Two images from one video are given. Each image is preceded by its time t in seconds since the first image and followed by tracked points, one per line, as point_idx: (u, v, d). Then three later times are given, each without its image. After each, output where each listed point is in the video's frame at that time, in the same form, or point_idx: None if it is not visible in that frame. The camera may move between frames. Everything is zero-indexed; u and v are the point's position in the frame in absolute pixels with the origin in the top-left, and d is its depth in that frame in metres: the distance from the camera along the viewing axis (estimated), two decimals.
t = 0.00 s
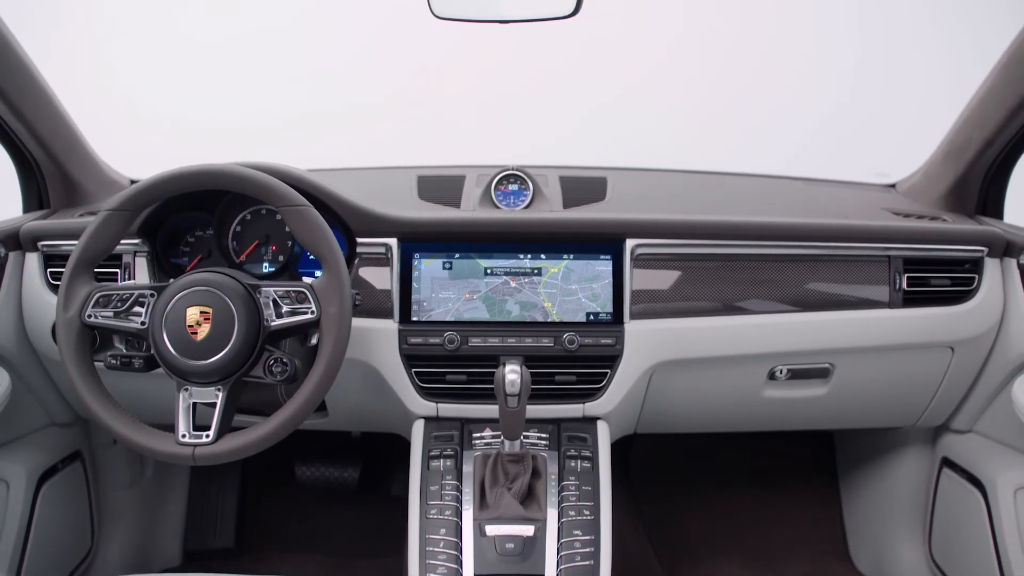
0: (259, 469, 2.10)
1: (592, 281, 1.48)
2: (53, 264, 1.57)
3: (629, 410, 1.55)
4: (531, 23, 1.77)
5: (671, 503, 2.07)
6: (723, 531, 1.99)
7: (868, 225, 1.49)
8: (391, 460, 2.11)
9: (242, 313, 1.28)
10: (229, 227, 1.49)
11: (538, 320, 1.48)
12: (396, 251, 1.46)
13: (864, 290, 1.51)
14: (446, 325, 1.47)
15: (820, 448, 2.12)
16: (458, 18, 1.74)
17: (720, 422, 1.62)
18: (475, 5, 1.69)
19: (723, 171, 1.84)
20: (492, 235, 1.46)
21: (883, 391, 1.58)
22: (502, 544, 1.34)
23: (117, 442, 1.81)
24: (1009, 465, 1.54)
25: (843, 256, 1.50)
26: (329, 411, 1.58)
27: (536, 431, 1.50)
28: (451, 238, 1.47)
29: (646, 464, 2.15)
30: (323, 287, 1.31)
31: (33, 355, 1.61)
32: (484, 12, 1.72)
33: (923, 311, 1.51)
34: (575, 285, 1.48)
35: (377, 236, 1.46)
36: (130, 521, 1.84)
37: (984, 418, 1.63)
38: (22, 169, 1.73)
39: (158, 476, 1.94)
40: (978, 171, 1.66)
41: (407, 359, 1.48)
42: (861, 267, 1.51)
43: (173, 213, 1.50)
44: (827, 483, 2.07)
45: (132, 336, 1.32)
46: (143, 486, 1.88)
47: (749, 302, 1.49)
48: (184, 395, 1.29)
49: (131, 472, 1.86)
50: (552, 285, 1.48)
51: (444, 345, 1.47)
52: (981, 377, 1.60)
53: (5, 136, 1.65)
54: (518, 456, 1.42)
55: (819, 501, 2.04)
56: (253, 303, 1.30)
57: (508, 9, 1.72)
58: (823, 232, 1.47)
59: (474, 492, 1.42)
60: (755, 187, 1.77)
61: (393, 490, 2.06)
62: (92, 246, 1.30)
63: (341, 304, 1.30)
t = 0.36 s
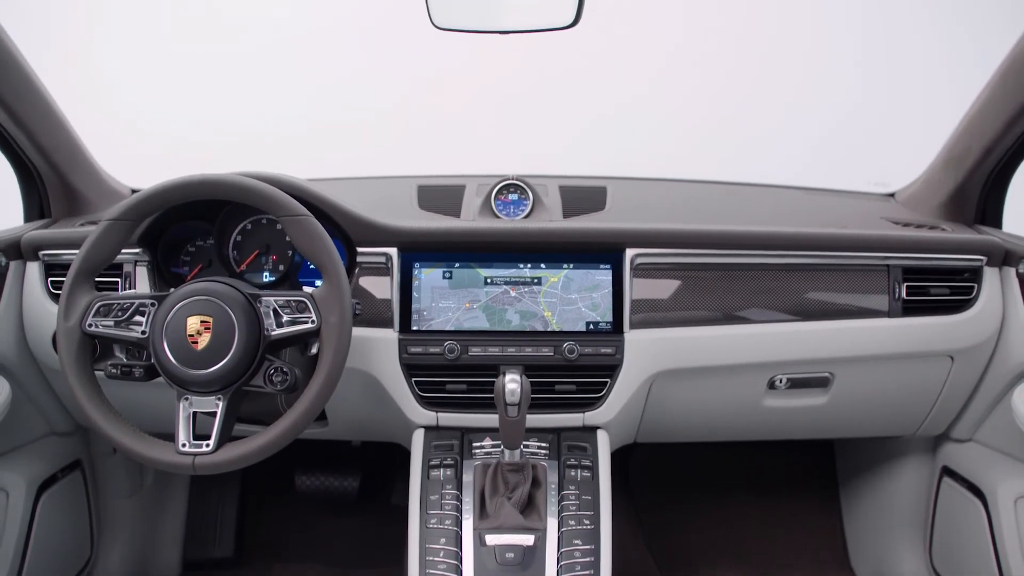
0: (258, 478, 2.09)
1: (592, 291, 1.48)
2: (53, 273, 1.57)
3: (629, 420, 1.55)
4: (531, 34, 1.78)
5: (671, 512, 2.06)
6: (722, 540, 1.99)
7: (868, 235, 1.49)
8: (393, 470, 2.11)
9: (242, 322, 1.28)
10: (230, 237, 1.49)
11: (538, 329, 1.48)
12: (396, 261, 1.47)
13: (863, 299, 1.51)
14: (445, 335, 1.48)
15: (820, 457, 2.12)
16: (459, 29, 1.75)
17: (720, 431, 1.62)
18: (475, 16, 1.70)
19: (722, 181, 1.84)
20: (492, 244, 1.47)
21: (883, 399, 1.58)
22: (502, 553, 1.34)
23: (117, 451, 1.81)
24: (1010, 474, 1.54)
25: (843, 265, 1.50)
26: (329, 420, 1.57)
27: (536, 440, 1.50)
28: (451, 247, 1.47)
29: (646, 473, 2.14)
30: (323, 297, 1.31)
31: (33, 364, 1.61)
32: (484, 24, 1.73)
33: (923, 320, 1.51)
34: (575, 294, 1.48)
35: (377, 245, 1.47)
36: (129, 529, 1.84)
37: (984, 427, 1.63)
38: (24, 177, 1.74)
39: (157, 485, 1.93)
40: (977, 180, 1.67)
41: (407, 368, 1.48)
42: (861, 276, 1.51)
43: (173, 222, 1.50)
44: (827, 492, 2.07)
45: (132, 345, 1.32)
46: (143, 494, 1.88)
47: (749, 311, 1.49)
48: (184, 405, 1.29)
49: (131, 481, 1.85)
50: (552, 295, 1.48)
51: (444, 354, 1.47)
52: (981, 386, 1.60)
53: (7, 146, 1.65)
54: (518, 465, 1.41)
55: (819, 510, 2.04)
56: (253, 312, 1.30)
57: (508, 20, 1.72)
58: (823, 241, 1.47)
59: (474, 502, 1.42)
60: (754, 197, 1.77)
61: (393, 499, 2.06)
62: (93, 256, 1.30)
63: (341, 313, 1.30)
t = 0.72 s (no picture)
0: (258, 487, 2.09)
1: (592, 298, 1.48)
2: (54, 281, 1.57)
3: (629, 427, 1.55)
4: (531, 43, 1.80)
5: (671, 520, 2.07)
6: (720, 548, 1.99)
7: (867, 242, 1.49)
8: (392, 475, 2.09)
9: (242, 330, 1.28)
10: (231, 245, 1.50)
11: (538, 337, 1.49)
12: (396, 269, 1.47)
13: (863, 307, 1.51)
14: (446, 342, 1.48)
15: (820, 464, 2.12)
16: (459, 38, 1.76)
17: (720, 439, 1.62)
18: (475, 26, 1.71)
19: (721, 189, 1.85)
20: (493, 252, 1.47)
21: (882, 407, 1.58)
22: (502, 561, 1.34)
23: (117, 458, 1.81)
24: (1010, 481, 1.54)
25: (842, 273, 1.51)
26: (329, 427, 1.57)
27: (536, 448, 1.49)
28: (451, 255, 1.48)
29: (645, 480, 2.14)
30: (324, 305, 1.31)
31: (34, 371, 1.62)
32: (484, 33, 1.74)
33: (922, 327, 1.51)
34: (575, 302, 1.48)
35: (378, 253, 1.47)
36: (129, 537, 1.84)
37: (984, 435, 1.63)
38: (24, 183, 1.74)
39: (157, 493, 1.93)
40: (976, 188, 1.68)
41: (407, 376, 1.48)
42: (860, 284, 1.51)
43: (174, 231, 1.51)
44: (828, 499, 2.06)
45: (133, 353, 1.31)
46: (143, 502, 1.88)
47: (749, 319, 1.50)
48: (184, 413, 1.29)
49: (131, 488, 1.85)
50: (552, 302, 1.49)
51: (444, 362, 1.47)
52: (981, 393, 1.60)
53: (7, 152, 1.66)
54: (518, 473, 1.42)
55: (819, 516, 2.04)
56: (254, 320, 1.30)
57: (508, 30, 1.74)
58: (822, 249, 1.48)
59: (474, 510, 1.42)
60: (753, 205, 1.78)
61: (392, 506, 2.05)
62: (93, 263, 1.30)
63: (341, 321, 1.30)
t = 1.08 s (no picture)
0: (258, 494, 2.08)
1: (592, 305, 1.49)
2: (55, 287, 1.58)
3: (629, 434, 1.55)
4: (530, 50, 1.80)
5: (670, 528, 2.06)
6: (719, 556, 2.00)
7: (866, 249, 1.49)
8: (392, 481, 2.08)
9: (243, 336, 1.28)
10: (231, 252, 1.50)
11: (538, 343, 1.49)
12: (396, 275, 1.47)
13: (863, 313, 1.52)
14: (446, 349, 1.48)
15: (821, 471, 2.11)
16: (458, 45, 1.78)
17: (720, 446, 1.62)
18: (474, 33, 1.72)
19: (721, 196, 1.85)
20: (493, 259, 1.47)
21: (882, 414, 1.59)
22: (502, 567, 1.34)
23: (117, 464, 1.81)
24: (1011, 487, 1.54)
25: (842, 279, 1.51)
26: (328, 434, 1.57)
27: (536, 455, 1.50)
28: (451, 262, 1.48)
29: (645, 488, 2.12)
30: (324, 312, 1.31)
31: (34, 377, 1.62)
32: (483, 41, 1.75)
33: (921, 333, 1.51)
34: (575, 309, 1.48)
35: (378, 260, 1.47)
36: (128, 543, 1.84)
37: (984, 441, 1.63)
38: (24, 189, 1.74)
39: (157, 499, 1.93)
40: (976, 195, 1.68)
41: (407, 382, 1.49)
42: (860, 290, 1.52)
43: (175, 237, 1.51)
44: (828, 505, 2.06)
45: (133, 359, 1.31)
46: (143, 508, 1.88)
47: (749, 325, 1.50)
48: (185, 419, 1.29)
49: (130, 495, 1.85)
50: (552, 309, 1.49)
51: (445, 368, 1.47)
52: (981, 399, 1.60)
53: (7, 158, 1.66)
54: (518, 479, 1.42)
55: (818, 522, 2.04)
56: (254, 326, 1.30)
57: (507, 38, 1.75)
58: (822, 256, 1.48)
59: (475, 516, 1.42)
60: (752, 212, 1.78)
61: (393, 513, 2.04)
62: (94, 270, 1.30)
63: (341, 328, 1.30)
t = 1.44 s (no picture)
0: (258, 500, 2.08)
1: (592, 310, 1.49)
2: (55, 292, 1.58)
3: (629, 439, 1.55)
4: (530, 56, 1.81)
5: (670, 533, 2.06)
6: (718, 561, 2.00)
7: (866, 254, 1.50)
8: (392, 486, 2.08)
9: (243, 342, 1.28)
10: (231, 257, 1.51)
11: (538, 349, 1.49)
12: (396, 280, 1.48)
13: (863, 318, 1.52)
14: (446, 354, 1.48)
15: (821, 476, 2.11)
16: (458, 50, 1.79)
17: (720, 451, 1.62)
18: (474, 38, 1.74)
19: (720, 201, 1.86)
20: (493, 264, 1.48)
21: (882, 419, 1.59)
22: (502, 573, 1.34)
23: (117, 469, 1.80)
24: (1011, 492, 1.55)
25: (841, 284, 1.51)
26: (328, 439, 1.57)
27: (536, 460, 1.49)
28: (451, 267, 1.48)
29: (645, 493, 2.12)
30: (324, 317, 1.31)
31: (34, 382, 1.62)
32: (484, 46, 1.77)
33: (921, 338, 1.52)
34: (575, 314, 1.49)
35: (378, 265, 1.47)
36: (128, 548, 1.83)
37: (984, 446, 1.63)
38: (25, 193, 1.74)
39: (156, 504, 1.93)
40: (975, 200, 1.68)
41: (407, 387, 1.49)
42: (859, 295, 1.52)
43: (175, 243, 1.51)
44: (828, 511, 2.06)
45: (133, 364, 1.31)
46: (143, 513, 1.88)
47: (749, 330, 1.50)
48: (185, 424, 1.29)
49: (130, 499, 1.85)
50: (552, 314, 1.49)
51: (444, 374, 1.47)
52: (981, 404, 1.60)
53: (8, 163, 1.66)
54: (518, 484, 1.42)
55: (818, 527, 2.04)
56: (255, 332, 1.30)
57: (508, 43, 1.76)
58: (821, 261, 1.48)
59: (475, 521, 1.42)
60: (752, 217, 1.78)
61: (392, 518, 2.04)
62: (95, 275, 1.30)
63: (341, 333, 1.30)
